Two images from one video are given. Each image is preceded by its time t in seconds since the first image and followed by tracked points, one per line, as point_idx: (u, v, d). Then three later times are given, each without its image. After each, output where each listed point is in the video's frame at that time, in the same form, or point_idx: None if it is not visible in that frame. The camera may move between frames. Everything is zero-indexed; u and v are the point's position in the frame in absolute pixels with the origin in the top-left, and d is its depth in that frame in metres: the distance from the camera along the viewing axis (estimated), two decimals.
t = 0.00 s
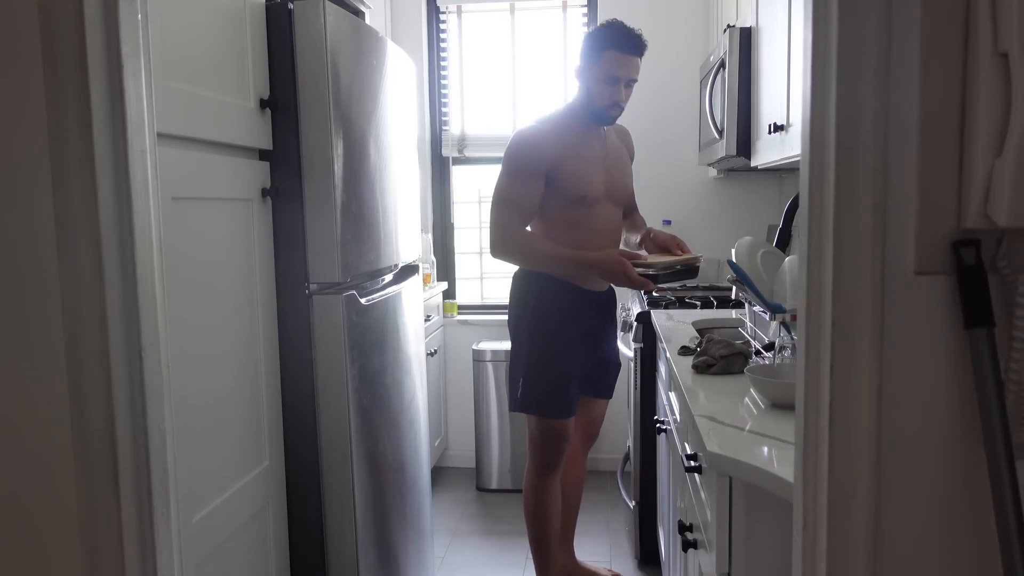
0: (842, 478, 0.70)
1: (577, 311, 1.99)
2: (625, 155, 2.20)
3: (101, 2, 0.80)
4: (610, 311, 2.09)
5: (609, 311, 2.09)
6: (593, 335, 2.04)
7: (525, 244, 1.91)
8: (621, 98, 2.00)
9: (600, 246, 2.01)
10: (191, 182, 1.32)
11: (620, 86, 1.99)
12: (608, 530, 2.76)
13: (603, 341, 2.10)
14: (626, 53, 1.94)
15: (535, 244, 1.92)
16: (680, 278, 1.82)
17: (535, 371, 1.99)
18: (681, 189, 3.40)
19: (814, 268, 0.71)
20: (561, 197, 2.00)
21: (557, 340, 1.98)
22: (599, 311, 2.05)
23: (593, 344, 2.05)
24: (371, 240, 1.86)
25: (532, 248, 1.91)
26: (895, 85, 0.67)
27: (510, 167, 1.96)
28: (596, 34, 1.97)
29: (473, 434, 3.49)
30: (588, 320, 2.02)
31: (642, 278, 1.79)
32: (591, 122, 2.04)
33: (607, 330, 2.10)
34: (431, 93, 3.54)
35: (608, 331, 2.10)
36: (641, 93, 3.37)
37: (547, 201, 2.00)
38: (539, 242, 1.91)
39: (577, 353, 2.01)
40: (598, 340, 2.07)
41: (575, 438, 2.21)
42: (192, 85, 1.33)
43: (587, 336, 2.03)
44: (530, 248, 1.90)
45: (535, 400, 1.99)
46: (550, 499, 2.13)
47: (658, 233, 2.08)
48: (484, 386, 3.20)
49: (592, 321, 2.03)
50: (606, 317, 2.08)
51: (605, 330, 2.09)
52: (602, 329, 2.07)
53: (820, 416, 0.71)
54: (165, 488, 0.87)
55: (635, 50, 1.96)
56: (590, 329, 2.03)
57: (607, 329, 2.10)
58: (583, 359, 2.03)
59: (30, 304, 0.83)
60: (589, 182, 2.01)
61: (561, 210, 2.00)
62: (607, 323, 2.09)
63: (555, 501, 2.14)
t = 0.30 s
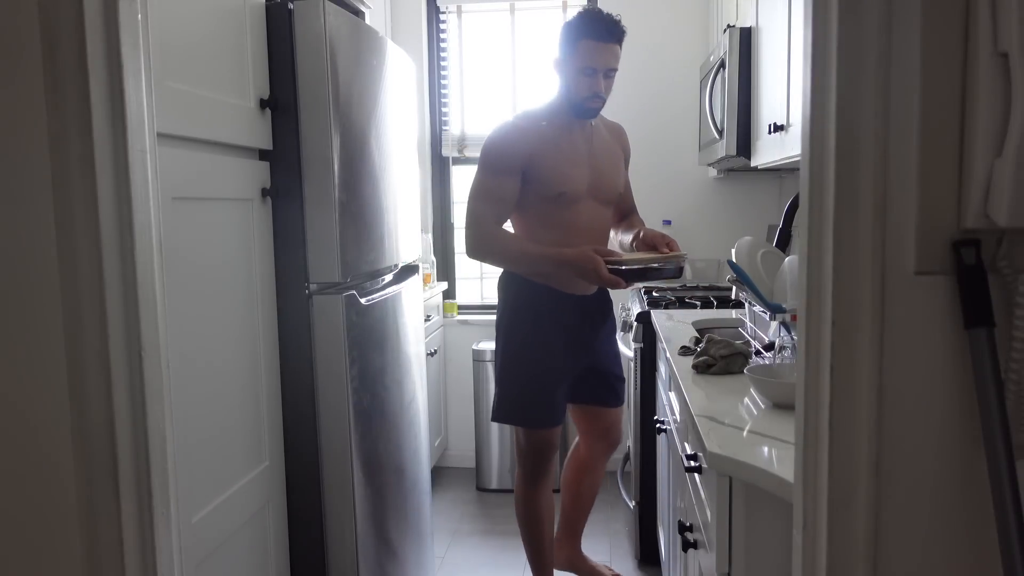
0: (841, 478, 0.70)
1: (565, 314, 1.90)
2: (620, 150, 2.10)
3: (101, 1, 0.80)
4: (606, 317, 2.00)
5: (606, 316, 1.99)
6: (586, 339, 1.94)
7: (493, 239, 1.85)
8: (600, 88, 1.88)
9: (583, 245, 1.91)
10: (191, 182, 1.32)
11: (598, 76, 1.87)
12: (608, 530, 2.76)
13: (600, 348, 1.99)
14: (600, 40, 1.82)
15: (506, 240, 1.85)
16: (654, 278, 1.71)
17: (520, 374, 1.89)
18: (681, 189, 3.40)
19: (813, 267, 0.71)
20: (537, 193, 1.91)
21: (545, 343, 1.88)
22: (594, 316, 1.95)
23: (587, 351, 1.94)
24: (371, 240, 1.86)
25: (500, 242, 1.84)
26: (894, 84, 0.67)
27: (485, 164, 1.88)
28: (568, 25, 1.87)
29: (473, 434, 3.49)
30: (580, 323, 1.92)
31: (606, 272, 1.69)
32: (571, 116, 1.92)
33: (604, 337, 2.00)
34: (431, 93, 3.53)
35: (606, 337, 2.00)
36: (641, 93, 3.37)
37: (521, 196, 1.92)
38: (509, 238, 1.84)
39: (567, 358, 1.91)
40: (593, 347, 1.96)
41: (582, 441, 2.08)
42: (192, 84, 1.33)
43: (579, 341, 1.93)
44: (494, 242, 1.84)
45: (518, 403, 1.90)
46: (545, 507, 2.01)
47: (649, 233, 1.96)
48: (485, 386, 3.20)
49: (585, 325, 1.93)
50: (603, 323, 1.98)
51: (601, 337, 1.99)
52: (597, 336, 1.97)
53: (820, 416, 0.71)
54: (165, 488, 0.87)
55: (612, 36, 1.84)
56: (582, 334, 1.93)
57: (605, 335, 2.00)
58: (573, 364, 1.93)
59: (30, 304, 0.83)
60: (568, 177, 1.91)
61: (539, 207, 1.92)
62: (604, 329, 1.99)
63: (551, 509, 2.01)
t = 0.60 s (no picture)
0: (841, 478, 0.70)
1: (556, 313, 1.76)
2: (621, 148, 1.94)
3: (101, 1, 0.80)
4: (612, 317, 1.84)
5: (610, 316, 1.84)
6: (582, 341, 1.79)
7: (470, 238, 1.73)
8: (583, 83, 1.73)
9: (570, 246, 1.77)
10: (191, 182, 1.32)
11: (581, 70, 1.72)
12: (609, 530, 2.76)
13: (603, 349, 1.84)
14: (578, 33, 1.67)
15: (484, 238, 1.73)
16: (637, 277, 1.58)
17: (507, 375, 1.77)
18: (681, 189, 3.40)
19: (813, 267, 0.71)
20: (520, 191, 1.78)
21: (535, 342, 1.76)
22: (593, 316, 1.80)
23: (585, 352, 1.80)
24: (371, 240, 1.86)
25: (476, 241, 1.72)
26: (894, 84, 0.67)
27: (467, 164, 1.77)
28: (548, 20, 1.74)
29: (473, 434, 3.49)
30: (576, 321, 1.78)
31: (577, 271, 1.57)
32: (557, 113, 1.77)
33: (609, 338, 1.84)
34: (431, 94, 3.52)
35: (612, 340, 1.84)
36: (640, 93, 3.38)
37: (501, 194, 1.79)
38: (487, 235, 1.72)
39: (560, 359, 1.77)
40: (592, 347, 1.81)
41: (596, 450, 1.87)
42: (191, 85, 1.33)
43: (575, 341, 1.78)
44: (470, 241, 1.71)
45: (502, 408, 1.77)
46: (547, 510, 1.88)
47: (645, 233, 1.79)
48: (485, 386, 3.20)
49: (583, 323, 1.78)
50: (606, 323, 1.83)
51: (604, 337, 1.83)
52: (599, 335, 1.82)
53: (820, 415, 0.71)
54: (165, 488, 0.87)
55: (595, 27, 1.70)
56: (579, 334, 1.78)
57: (610, 337, 1.84)
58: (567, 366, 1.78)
59: (30, 303, 0.83)
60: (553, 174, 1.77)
61: (522, 205, 1.79)
62: (607, 329, 1.83)
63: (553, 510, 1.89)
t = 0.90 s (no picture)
0: (842, 478, 0.70)
1: (564, 319, 1.66)
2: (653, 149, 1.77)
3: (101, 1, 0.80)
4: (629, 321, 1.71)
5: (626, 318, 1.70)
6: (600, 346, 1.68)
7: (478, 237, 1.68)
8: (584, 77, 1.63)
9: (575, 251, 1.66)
10: (191, 182, 1.32)
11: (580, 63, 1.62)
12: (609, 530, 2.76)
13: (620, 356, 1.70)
14: (575, 23, 1.58)
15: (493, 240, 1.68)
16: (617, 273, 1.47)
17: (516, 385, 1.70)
18: (681, 189, 3.40)
19: (814, 267, 0.71)
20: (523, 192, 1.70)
21: (552, 348, 1.67)
22: (606, 318, 1.68)
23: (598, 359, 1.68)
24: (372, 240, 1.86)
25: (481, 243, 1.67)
26: (895, 84, 0.67)
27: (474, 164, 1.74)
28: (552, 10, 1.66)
29: (473, 434, 3.49)
30: (584, 327, 1.67)
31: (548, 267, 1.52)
32: (565, 110, 1.67)
33: (626, 345, 1.70)
34: (431, 93, 3.52)
35: (630, 347, 1.71)
36: (640, 93, 3.38)
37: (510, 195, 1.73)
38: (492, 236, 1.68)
39: (569, 366, 1.67)
40: (606, 354, 1.69)
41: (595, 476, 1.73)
42: (191, 85, 1.33)
43: (586, 346, 1.67)
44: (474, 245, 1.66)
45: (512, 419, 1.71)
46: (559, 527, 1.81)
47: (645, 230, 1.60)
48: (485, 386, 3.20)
49: (592, 329, 1.67)
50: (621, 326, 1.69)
51: (620, 342, 1.69)
52: (613, 341, 1.69)
53: (820, 415, 0.71)
54: (165, 488, 0.87)
55: (595, 17, 1.59)
56: (590, 340, 1.67)
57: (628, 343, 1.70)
58: (576, 374, 1.68)
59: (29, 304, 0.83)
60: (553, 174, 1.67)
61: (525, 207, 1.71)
62: (623, 333, 1.70)
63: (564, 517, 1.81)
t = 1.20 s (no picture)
0: (842, 478, 0.70)
1: (578, 321, 1.54)
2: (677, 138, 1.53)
3: None
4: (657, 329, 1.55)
5: (652, 325, 1.54)
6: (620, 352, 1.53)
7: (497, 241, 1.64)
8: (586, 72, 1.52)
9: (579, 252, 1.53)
10: (191, 182, 1.32)
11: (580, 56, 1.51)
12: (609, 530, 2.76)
13: (643, 367, 1.53)
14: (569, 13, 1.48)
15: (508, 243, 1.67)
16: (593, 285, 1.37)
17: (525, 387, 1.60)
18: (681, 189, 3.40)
19: (814, 267, 0.71)
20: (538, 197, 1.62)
21: (567, 349, 1.55)
22: (626, 324, 1.52)
23: (614, 369, 1.52)
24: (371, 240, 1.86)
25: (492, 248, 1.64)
26: (893, 85, 0.67)
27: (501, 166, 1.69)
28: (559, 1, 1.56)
29: (473, 434, 3.49)
30: (600, 332, 1.53)
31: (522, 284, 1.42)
32: (577, 107, 1.57)
33: (651, 355, 1.54)
34: (431, 93, 3.52)
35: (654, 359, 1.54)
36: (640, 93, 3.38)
37: (531, 199, 1.68)
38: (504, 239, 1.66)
39: (581, 373, 1.55)
40: (625, 364, 1.53)
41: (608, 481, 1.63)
42: (191, 84, 1.33)
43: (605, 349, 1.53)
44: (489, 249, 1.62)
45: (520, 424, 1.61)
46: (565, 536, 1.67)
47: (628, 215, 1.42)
48: (485, 386, 3.20)
49: (609, 334, 1.52)
50: (644, 335, 1.53)
51: (642, 352, 1.53)
52: (634, 349, 1.52)
53: (820, 415, 0.71)
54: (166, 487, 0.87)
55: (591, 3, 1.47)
56: (607, 347, 1.53)
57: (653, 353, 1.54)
58: (587, 382, 1.55)
59: (29, 303, 0.83)
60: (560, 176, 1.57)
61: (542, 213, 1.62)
62: (646, 342, 1.53)
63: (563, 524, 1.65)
